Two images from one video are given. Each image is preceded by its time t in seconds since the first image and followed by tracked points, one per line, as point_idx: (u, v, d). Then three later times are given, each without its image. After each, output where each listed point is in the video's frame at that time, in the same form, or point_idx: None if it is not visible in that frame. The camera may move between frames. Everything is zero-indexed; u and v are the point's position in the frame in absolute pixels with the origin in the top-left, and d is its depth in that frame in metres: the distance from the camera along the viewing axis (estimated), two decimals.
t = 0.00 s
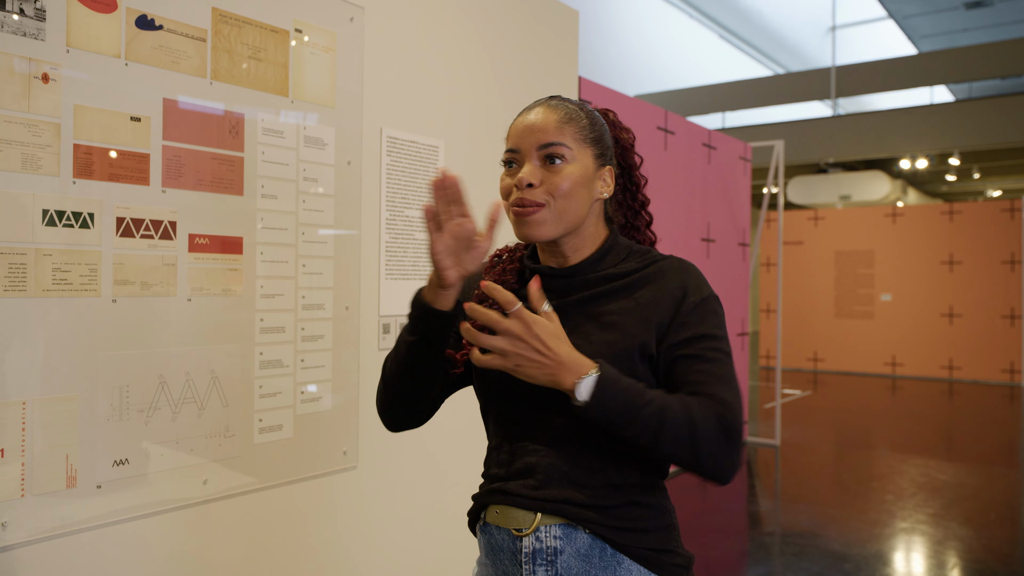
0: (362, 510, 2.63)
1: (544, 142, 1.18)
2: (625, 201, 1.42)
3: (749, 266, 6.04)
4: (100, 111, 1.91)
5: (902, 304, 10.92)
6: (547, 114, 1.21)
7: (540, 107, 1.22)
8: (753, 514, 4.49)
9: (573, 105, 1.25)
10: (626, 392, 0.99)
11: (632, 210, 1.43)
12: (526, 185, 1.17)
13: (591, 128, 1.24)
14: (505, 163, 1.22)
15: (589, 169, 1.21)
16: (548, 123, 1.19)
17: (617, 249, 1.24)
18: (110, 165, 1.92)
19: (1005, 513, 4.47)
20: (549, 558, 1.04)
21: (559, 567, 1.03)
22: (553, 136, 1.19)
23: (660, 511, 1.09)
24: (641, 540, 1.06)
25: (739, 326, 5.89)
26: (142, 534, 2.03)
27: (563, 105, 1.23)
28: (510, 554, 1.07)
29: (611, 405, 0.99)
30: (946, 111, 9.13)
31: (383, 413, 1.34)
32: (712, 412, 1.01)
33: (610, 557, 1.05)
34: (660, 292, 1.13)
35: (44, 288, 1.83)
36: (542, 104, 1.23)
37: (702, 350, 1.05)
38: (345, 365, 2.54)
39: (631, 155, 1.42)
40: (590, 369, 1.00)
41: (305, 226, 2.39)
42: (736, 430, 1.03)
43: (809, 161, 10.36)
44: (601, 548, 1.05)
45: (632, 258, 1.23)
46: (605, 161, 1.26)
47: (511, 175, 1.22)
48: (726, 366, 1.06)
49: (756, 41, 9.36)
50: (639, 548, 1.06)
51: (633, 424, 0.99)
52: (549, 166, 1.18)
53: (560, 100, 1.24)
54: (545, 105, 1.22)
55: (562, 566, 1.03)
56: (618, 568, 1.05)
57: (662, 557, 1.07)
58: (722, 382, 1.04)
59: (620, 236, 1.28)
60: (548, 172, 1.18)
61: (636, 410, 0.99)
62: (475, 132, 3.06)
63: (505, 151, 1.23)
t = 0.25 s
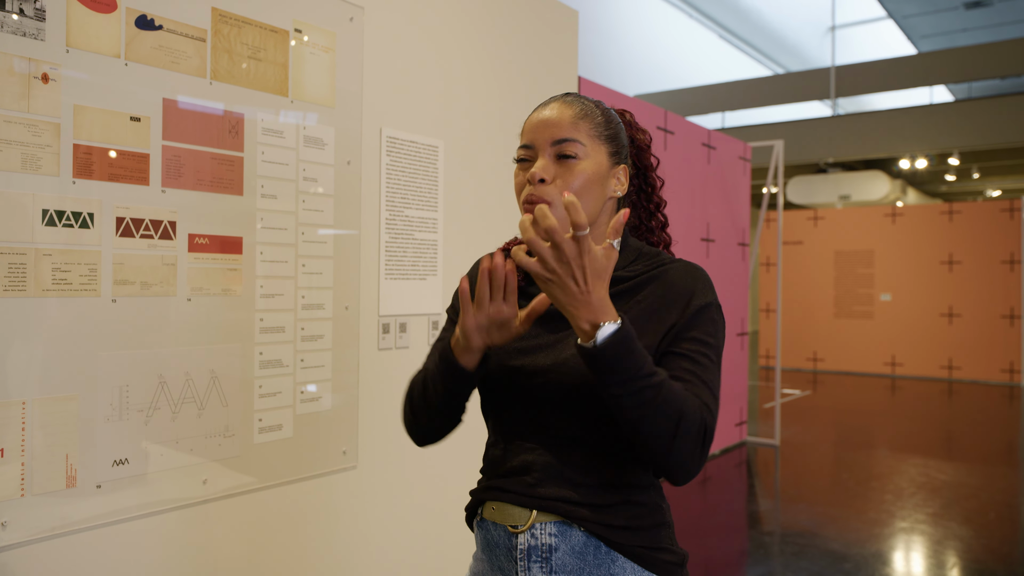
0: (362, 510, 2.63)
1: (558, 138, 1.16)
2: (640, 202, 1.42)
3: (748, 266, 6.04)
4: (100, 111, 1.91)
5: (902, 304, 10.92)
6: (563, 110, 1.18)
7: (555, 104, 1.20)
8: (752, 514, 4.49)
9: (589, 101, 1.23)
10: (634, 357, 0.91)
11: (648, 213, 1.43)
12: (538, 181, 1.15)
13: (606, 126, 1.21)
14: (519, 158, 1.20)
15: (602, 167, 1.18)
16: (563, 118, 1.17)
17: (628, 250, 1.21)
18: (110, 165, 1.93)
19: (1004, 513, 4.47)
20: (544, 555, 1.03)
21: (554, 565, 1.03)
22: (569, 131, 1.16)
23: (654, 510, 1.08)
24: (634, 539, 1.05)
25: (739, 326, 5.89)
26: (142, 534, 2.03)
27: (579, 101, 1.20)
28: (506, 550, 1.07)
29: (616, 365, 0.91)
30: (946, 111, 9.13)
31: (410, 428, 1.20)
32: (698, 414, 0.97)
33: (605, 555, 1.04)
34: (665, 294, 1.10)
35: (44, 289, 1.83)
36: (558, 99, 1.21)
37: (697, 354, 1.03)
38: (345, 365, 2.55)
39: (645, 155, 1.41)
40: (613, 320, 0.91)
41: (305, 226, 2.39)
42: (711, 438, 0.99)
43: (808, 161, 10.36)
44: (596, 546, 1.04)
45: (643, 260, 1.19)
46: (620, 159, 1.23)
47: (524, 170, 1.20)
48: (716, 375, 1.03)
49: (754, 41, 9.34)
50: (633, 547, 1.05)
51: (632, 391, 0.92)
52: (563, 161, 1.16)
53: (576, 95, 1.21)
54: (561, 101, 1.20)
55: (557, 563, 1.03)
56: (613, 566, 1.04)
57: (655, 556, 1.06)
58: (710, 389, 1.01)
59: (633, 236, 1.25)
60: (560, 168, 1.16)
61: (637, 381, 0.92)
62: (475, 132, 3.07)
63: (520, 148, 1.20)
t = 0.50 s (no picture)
0: (362, 509, 2.63)
1: (567, 122, 1.16)
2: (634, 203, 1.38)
3: (748, 266, 6.04)
4: (100, 111, 1.91)
5: (902, 304, 10.92)
6: (570, 99, 1.19)
7: (565, 93, 1.21)
8: (752, 514, 4.49)
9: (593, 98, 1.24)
10: (634, 306, 0.97)
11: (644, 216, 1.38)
12: (549, 158, 1.13)
13: (608, 120, 1.23)
14: (525, 143, 1.19)
15: (607, 153, 1.18)
16: (570, 105, 1.18)
17: (621, 233, 1.17)
18: (110, 165, 1.93)
19: (1004, 513, 4.47)
20: (546, 555, 1.03)
21: (555, 566, 1.03)
22: (577, 117, 1.17)
23: (658, 511, 1.08)
24: (639, 541, 1.05)
25: (739, 325, 5.90)
26: (142, 534, 2.03)
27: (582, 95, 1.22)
28: (509, 548, 1.08)
29: (615, 310, 0.97)
30: (946, 111, 9.12)
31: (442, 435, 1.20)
32: (704, 368, 0.98)
33: (607, 557, 1.04)
34: (657, 266, 1.10)
35: (44, 289, 1.83)
36: (563, 91, 1.22)
37: (695, 313, 1.03)
38: (345, 365, 2.55)
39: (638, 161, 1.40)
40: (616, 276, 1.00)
41: (305, 225, 2.39)
42: (724, 395, 1.00)
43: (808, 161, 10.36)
44: (599, 548, 1.04)
45: (634, 239, 1.16)
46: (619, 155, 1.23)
47: (530, 155, 1.18)
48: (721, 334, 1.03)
49: (756, 42, 9.61)
50: (638, 550, 1.05)
51: (635, 340, 0.96)
52: (571, 144, 1.15)
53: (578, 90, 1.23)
54: (566, 93, 1.21)
55: (558, 564, 1.03)
56: (614, 569, 1.04)
57: (659, 558, 1.06)
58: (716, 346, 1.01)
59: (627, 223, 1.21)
60: (570, 149, 1.15)
61: (632, 332, 0.96)
62: (475, 132, 3.07)
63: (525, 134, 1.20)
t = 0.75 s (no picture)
0: (362, 510, 2.63)
1: (547, 137, 1.17)
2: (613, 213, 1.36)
3: (747, 266, 6.04)
4: (99, 111, 1.91)
5: (901, 304, 10.93)
6: (548, 115, 1.19)
7: (541, 110, 1.20)
8: (752, 514, 4.50)
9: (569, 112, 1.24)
10: (628, 326, 0.98)
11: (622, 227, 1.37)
12: (531, 174, 1.13)
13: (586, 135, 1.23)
14: (505, 160, 1.19)
15: (587, 168, 1.19)
16: (549, 120, 1.18)
17: (602, 240, 1.19)
18: (110, 166, 1.93)
19: (1004, 513, 4.47)
20: (556, 559, 1.03)
21: (565, 569, 1.02)
22: (557, 134, 1.17)
23: (668, 515, 1.08)
24: (649, 545, 1.04)
25: (739, 326, 5.90)
26: (142, 535, 2.03)
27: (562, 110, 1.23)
28: (518, 554, 1.07)
29: (609, 333, 0.98)
30: (946, 111, 9.11)
31: (439, 445, 1.21)
32: (708, 369, 0.98)
33: (618, 560, 1.04)
34: (643, 272, 1.10)
35: (44, 289, 1.83)
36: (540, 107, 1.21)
37: (690, 316, 1.03)
38: (345, 365, 2.55)
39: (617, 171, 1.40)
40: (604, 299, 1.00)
41: (305, 226, 2.39)
42: (733, 391, 1.00)
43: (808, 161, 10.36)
44: (609, 551, 1.04)
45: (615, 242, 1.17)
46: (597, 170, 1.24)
47: (510, 171, 1.18)
48: (719, 332, 1.03)
49: (755, 42, 9.56)
50: (647, 554, 1.04)
51: (633, 361, 0.97)
52: (552, 160, 1.16)
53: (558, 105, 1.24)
54: (546, 108, 1.22)
55: (568, 567, 1.02)
56: (624, 572, 1.04)
57: (668, 563, 1.05)
58: (717, 344, 1.02)
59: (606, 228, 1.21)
60: (550, 166, 1.15)
61: (630, 350, 0.97)
62: (474, 133, 3.07)
63: (504, 152, 1.20)
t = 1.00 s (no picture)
0: (361, 510, 2.63)
1: (538, 129, 1.15)
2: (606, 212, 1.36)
3: (747, 266, 6.04)
4: (99, 110, 1.91)
5: (901, 304, 10.92)
6: (541, 107, 1.18)
7: (535, 102, 1.19)
8: (751, 514, 4.49)
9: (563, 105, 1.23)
10: (614, 323, 0.96)
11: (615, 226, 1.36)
12: (518, 165, 1.12)
13: (581, 131, 1.22)
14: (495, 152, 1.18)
15: (578, 163, 1.17)
16: (543, 113, 1.17)
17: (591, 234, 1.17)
18: (109, 165, 1.93)
19: (1003, 513, 4.47)
20: (554, 562, 1.03)
21: (563, 571, 1.03)
22: (547, 126, 1.16)
23: (666, 513, 1.07)
24: (646, 545, 1.04)
25: (739, 326, 5.90)
26: (142, 534, 2.03)
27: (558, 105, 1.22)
28: (517, 556, 1.08)
29: (595, 333, 0.96)
30: (946, 111, 9.12)
31: (427, 445, 1.22)
32: (695, 368, 0.98)
33: (615, 562, 1.04)
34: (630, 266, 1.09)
35: (43, 288, 1.83)
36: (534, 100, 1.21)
37: (679, 312, 1.03)
38: (344, 365, 2.55)
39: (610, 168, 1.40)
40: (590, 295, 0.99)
41: (304, 226, 2.39)
42: (720, 391, 1.00)
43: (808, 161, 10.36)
44: (607, 553, 1.04)
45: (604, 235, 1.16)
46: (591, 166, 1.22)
47: (499, 162, 1.17)
48: (707, 330, 1.03)
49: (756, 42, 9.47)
50: (645, 555, 1.04)
51: (618, 358, 0.95)
52: (542, 153, 1.15)
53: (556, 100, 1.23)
54: (543, 102, 1.20)
55: (566, 569, 1.03)
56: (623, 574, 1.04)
57: (666, 562, 1.05)
58: (703, 343, 1.01)
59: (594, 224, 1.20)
60: (539, 158, 1.14)
61: (616, 348, 0.95)
62: (474, 132, 3.07)
63: (495, 143, 1.20)
